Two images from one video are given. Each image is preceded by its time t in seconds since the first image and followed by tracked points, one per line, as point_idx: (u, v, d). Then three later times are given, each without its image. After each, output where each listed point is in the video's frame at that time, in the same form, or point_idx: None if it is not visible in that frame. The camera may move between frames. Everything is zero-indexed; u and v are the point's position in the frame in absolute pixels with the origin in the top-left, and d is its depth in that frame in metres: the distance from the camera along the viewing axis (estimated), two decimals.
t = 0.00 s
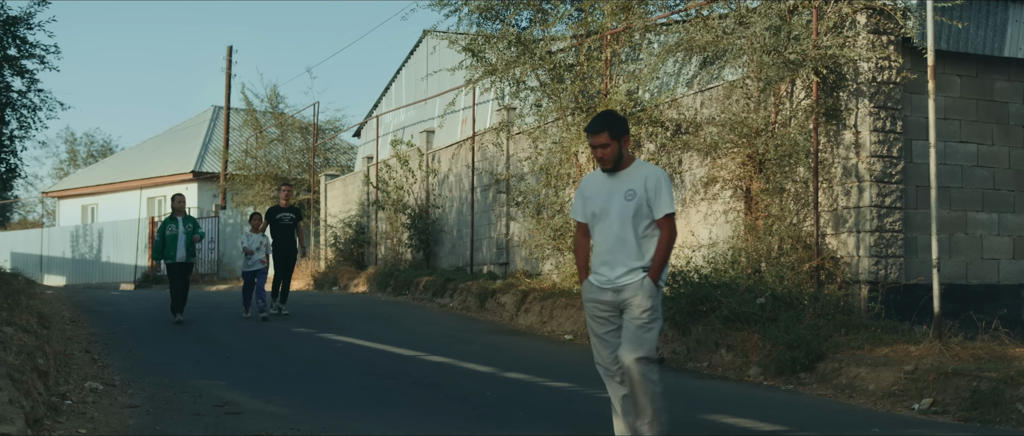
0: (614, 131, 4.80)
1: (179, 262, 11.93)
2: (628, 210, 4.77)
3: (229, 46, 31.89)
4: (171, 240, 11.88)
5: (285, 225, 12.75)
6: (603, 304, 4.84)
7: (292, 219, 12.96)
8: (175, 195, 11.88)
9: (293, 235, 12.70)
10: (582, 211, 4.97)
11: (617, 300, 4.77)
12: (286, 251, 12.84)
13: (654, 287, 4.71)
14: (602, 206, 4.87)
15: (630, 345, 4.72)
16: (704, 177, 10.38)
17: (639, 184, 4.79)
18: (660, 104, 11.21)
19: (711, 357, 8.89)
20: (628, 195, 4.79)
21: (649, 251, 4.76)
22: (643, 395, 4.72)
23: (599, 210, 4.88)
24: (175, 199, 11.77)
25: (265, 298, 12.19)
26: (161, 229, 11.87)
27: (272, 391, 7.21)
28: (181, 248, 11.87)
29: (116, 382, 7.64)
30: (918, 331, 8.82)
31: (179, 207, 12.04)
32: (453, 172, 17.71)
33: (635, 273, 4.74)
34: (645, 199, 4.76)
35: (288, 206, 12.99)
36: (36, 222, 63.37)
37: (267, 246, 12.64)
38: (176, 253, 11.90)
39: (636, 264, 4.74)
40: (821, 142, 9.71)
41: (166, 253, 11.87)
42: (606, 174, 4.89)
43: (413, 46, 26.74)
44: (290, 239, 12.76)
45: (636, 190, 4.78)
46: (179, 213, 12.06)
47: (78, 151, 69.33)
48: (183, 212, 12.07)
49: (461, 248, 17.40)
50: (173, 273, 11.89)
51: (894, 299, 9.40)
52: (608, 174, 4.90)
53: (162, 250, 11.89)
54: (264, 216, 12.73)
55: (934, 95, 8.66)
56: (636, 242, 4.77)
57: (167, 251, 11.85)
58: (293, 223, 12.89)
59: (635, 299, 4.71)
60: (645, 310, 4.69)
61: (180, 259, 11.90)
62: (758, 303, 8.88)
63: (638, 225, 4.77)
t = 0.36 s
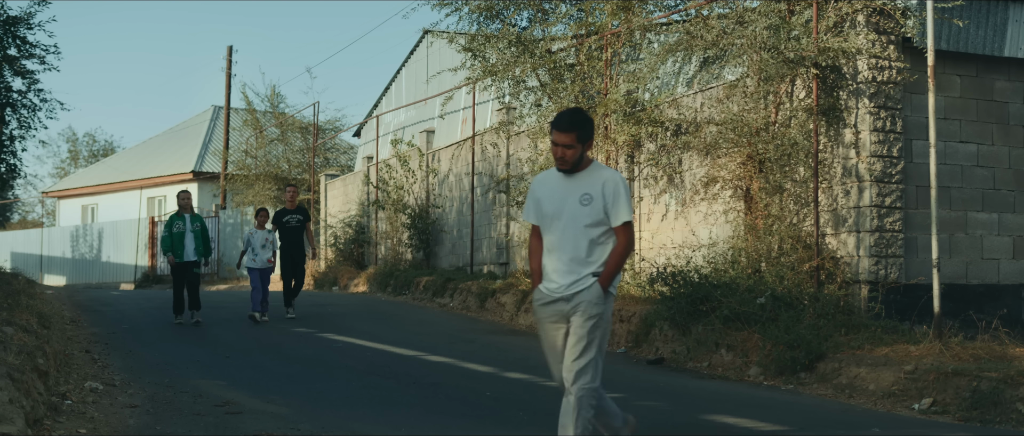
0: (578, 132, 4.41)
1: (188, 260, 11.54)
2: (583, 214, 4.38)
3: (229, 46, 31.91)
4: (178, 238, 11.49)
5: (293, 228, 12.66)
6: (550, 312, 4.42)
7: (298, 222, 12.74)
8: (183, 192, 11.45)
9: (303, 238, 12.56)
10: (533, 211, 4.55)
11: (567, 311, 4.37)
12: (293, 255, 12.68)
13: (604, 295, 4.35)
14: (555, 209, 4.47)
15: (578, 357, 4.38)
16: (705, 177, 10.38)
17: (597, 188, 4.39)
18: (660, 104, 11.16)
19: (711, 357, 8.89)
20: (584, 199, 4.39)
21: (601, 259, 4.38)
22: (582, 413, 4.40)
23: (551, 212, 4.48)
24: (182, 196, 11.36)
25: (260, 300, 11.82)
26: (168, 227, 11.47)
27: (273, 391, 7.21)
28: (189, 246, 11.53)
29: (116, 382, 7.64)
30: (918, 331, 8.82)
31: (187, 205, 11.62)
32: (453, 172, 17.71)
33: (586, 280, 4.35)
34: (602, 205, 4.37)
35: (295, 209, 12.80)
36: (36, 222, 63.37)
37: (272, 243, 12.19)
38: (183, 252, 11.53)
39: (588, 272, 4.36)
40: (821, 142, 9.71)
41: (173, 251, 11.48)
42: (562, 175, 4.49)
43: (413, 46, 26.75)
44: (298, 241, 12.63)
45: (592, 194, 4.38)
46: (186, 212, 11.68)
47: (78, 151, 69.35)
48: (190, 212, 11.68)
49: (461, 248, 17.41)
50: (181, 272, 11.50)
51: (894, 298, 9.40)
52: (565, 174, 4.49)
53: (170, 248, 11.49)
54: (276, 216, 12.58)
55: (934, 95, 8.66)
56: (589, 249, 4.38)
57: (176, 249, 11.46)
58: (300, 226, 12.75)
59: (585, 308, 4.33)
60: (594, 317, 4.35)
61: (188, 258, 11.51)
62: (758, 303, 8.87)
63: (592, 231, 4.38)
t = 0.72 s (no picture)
0: (499, 118, 4.30)
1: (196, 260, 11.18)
2: (515, 207, 4.28)
3: (229, 46, 31.94)
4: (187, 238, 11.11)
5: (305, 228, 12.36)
6: (496, 315, 4.30)
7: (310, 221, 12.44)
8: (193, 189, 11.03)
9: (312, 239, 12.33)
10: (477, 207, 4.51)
11: (511, 312, 4.25)
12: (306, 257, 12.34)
13: (552, 298, 4.22)
14: (492, 203, 4.39)
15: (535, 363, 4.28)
16: (705, 177, 10.39)
17: (525, 177, 4.28)
18: (660, 104, 11.22)
19: (711, 357, 8.89)
20: (514, 189, 4.29)
21: (539, 254, 4.24)
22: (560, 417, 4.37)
23: (490, 208, 4.40)
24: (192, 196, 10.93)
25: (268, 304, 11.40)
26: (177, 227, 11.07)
27: (273, 391, 7.21)
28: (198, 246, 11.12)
29: (116, 382, 7.64)
30: (918, 331, 8.82)
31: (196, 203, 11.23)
32: (453, 172, 17.71)
33: (527, 283, 4.22)
34: (530, 193, 4.25)
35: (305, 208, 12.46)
36: (36, 222, 63.37)
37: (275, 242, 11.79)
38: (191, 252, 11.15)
39: (526, 271, 4.23)
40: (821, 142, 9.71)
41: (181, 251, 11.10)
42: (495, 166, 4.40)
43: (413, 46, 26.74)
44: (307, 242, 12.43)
45: (521, 183, 4.27)
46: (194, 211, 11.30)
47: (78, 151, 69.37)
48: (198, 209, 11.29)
49: (461, 248, 17.40)
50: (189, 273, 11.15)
51: (894, 298, 9.40)
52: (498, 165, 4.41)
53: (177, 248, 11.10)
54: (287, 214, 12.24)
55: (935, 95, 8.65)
56: (525, 244, 4.25)
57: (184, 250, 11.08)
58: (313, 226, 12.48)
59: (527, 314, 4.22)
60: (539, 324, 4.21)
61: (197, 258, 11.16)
62: (758, 303, 8.86)
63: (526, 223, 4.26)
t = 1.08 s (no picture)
0: (424, 98, 4.11)
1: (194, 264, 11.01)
2: (437, 191, 4.10)
3: (229, 46, 31.93)
4: (185, 242, 10.97)
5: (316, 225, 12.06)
6: (407, 307, 4.13)
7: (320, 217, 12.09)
8: (192, 192, 10.88)
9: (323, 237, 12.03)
10: (391, 192, 4.27)
11: (422, 303, 4.07)
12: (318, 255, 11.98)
13: (462, 286, 4.03)
14: (410, 188, 4.19)
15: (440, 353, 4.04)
16: (704, 177, 10.40)
17: (450, 162, 4.12)
18: (660, 104, 11.21)
19: (710, 357, 8.89)
20: (437, 173, 4.12)
21: (460, 243, 4.09)
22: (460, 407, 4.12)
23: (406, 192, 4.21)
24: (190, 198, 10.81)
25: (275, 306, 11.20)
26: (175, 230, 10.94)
27: (273, 391, 7.21)
28: (195, 250, 10.95)
29: (116, 382, 7.63)
30: (918, 331, 8.82)
31: (196, 206, 11.09)
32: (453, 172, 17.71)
33: (439, 269, 4.05)
34: (456, 179, 4.09)
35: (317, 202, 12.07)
36: (36, 221, 63.37)
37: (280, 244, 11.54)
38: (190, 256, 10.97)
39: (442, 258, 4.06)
40: (821, 143, 9.71)
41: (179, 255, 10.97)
42: (415, 147, 4.22)
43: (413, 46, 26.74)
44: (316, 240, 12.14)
45: (445, 168, 4.11)
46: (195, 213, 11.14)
47: (78, 151, 69.39)
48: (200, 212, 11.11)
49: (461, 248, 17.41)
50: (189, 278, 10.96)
51: (894, 299, 9.40)
52: (420, 148, 4.22)
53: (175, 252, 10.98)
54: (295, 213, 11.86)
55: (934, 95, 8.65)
56: (448, 231, 4.10)
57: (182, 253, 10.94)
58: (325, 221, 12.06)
59: (435, 300, 4.02)
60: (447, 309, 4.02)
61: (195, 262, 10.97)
62: (758, 303, 8.86)
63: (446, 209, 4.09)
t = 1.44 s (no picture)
0: (356, 96, 3.72)
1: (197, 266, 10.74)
2: (359, 195, 3.66)
3: (229, 46, 31.95)
4: (188, 242, 10.69)
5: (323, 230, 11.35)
6: (317, 321, 3.68)
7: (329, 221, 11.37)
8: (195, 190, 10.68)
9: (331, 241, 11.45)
10: (311, 194, 3.83)
11: (332, 318, 3.62)
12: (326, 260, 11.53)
13: (378, 297, 3.59)
14: (330, 191, 3.75)
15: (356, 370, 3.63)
16: (705, 177, 10.41)
17: (376, 165, 3.69)
18: (660, 104, 11.22)
19: (710, 357, 8.89)
20: (361, 177, 3.68)
21: (381, 251, 3.64)
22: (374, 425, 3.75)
23: (325, 195, 3.77)
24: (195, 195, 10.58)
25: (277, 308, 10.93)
26: (177, 229, 10.65)
27: (273, 391, 7.21)
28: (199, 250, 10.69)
29: (116, 383, 7.63)
30: (918, 331, 8.82)
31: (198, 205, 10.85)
32: (453, 172, 17.73)
33: (353, 278, 3.60)
34: (381, 185, 3.66)
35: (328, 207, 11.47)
36: (36, 222, 63.38)
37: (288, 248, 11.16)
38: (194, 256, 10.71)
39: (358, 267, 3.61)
40: (822, 143, 9.71)
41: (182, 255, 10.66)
42: (338, 148, 3.79)
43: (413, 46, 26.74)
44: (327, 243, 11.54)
45: (370, 171, 3.68)
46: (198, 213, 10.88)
47: (78, 151, 69.42)
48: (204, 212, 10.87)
49: (461, 248, 17.43)
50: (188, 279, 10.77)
51: (894, 298, 9.40)
52: (345, 149, 3.79)
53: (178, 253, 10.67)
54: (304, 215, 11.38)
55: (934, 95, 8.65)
56: (368, 239, 3.65)
57: (185, 253, 10.64)
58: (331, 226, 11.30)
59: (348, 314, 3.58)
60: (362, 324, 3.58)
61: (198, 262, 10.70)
62: (758, 303, 8.86)
63: (367, 217, 3.65)
